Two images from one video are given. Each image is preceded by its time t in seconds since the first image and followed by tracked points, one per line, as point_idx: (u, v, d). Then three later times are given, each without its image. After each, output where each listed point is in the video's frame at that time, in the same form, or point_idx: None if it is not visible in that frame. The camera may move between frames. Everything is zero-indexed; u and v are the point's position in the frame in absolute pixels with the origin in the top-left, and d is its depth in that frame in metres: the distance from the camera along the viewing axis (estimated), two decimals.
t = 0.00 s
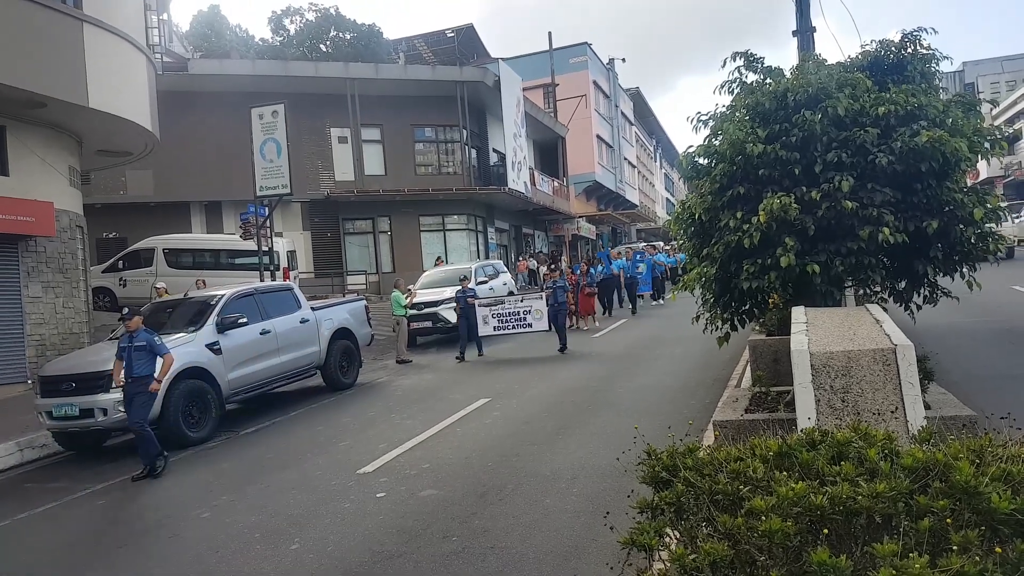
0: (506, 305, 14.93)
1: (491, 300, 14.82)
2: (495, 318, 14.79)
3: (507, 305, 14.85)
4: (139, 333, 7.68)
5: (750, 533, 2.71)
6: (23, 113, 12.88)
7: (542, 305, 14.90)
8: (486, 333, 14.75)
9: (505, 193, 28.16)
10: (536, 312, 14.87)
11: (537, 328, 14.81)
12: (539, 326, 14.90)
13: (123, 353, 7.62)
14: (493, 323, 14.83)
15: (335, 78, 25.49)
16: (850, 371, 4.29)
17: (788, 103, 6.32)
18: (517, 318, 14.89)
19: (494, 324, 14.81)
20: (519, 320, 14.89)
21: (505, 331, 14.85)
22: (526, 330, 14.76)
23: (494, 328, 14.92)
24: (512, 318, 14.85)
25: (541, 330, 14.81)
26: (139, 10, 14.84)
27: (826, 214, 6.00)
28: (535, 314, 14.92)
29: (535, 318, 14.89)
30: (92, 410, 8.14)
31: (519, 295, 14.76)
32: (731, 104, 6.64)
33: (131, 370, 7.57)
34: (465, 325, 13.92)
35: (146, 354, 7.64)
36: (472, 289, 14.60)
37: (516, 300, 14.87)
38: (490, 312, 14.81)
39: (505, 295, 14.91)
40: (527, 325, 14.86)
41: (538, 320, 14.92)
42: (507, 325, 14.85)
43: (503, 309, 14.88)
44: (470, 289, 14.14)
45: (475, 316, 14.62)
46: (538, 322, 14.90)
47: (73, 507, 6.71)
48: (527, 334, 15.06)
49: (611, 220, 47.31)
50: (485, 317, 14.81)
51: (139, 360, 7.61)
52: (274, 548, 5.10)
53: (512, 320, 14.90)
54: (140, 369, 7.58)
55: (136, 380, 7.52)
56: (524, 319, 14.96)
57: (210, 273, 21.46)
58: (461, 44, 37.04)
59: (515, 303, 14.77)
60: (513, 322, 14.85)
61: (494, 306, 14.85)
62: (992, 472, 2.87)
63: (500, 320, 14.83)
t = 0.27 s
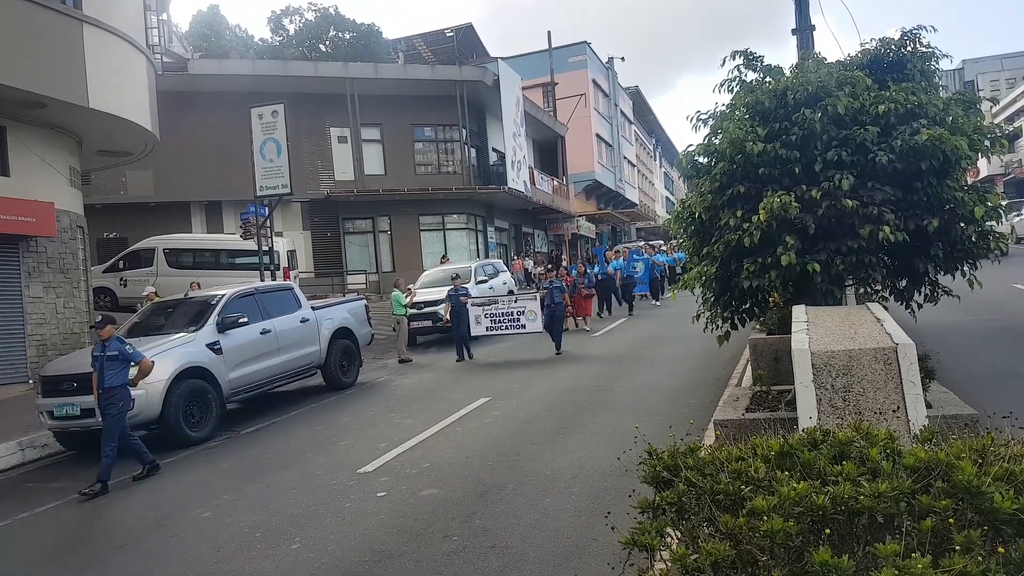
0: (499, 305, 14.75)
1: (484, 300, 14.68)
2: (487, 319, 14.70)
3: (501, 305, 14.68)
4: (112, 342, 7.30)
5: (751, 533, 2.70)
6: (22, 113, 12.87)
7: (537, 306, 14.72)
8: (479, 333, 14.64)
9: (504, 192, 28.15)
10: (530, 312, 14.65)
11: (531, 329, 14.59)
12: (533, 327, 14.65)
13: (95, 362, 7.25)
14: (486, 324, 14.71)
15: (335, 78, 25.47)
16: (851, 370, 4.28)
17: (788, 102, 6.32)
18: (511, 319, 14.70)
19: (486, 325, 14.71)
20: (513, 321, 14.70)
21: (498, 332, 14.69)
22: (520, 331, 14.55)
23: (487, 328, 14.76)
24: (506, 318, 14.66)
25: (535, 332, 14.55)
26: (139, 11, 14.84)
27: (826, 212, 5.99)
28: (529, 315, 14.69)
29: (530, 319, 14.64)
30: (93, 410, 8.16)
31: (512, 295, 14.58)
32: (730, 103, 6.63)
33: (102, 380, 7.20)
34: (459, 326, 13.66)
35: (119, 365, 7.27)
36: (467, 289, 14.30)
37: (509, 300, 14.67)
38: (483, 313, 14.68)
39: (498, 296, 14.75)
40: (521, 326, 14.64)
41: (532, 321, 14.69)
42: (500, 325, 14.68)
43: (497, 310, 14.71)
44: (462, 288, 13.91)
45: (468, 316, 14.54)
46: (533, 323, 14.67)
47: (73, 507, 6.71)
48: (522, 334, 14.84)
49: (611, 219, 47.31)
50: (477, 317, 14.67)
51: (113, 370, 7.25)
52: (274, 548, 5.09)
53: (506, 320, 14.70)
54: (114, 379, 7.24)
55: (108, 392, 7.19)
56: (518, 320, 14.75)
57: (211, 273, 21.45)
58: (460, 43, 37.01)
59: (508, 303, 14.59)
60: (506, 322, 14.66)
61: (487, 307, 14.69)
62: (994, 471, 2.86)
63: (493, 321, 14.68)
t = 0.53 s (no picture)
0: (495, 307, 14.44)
1: (480, 303, 14.31)
2: (484, 322, 14.36)
3: (497, 308, 14.36)
4: (82, 342, 6.95)
5: (754, 534, 2.70)
6: (27, 113, 12.90)
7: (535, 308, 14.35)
8: (475, 337, 14.33)
9: (507, 192, 28.17)
10: (528, 315, 14.35)
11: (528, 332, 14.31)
12: (530, 329, 14.37)
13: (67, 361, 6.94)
14: (483, 327, 14.39)
15: (338, 78, 25.51)
16: (854, 371, 4.28)
17: (791, 102, 6.31)
18: (508, 321, 14.39)
19: (483, 328, 14.37)
20: (510, 324, 14.39)
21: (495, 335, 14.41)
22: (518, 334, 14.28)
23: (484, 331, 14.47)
24: (502, 321, 14.37)
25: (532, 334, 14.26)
26: (143, 11, 14.86)
27: (829, 213, 5.99)
28: (526, 317, 14.35)
29: (527, 321, 14.37)
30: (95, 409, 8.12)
31: (508, 297, 14.27)
32: (733, 103, 6.63)
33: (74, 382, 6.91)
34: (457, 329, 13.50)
35: (90, 365, 6.93)
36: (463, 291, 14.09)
37: (506, 302, 14.35)
38: (479, 316, 14.34)
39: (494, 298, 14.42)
40: (518, 328, 14.35)
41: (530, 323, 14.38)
42: (497, 328, 14.38)
43: (492, 312, 14.40)
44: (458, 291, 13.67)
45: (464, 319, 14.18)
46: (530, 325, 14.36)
47: (76, 506, 6.72)
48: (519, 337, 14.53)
49: (613, 220, 47.32)
50: (473, 320, 14.37)
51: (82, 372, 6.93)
52: (277, 547, 5.09)
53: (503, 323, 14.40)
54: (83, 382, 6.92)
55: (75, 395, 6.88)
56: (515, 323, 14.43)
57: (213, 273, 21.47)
58: (463, 44, 37.03)
59: (505, 306, 14.27)
60: (503, 325, 14.36)
61: (483, 309, 14.38)
62: (998, 473, 2.85)
63: (490, 324, 14.36)
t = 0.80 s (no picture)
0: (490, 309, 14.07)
1: (475, 305, 13.99)
2: (478, 323, 14.04)
3: (492, 309, 14.02)
4: (50, 352, 6.68)
5: (756, 533, 2.70)
6: (30, 113, 12.92)
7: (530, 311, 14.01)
8: (469, 338, 14.00)
9: (509, 191, 28.17)
10: (523, 317, 14.02)
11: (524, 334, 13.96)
12: (526, 331, 14.02)
13: (33, 374, 6.66)
14: (477, 329, 14.07)
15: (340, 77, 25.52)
16: (856, 370, 4.28)
17: (793, 101, 6.30)
18: (503, 323, 14.06)
19: (477, 329, 14.04)
20: (505, 326, 14.06)
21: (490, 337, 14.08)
22: (513, 336, 13.95)
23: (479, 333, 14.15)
24: (497, 323, 14.05)
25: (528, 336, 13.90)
26: (146, 11, 14.89)
27: (832, 211, 5.98)
28: (522, 319, 14.00)
29: (523, 323, 14.03)
30: (98, 408, 8.11)
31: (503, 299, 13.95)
32: (735, 102, 6.63)
33: (41, 394, 6.63)
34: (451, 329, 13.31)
35: (58, 378, 6.65)
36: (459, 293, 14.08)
37: (501, 304, 14.03)
38: (473, 317, 14.02)
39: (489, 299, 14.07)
40: (513, 330, 14.02)
41: (525, 326, 14.04)
42: (492, 330, 14.05)
43: (487, 314, 14.03)
44: (454, 292, 13.59)
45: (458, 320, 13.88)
46: (526, 327, 14.01)
47: (80, 505, 6.74)
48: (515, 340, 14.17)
49: (616, 219, 47.31)
50: (468, 322, 14.05)
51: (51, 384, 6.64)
52: (279, 546, 5.11)
53: (498, 325, 14.07)
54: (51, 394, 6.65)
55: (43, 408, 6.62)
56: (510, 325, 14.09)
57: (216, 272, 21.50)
58: (465, 43, 37.03)
59: (500, 307, 13.94)
60: (498, 327, 14.04)
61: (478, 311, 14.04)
62: (999, 472, 2.86)
63: (484, 325, 14.03)
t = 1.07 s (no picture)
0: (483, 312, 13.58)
1: (469, 308, 13.42)
2: (472, 327, 13.45)
3: (487, 312, 13.51)
4: (14, 355, 6.52)
5: (757, 533, 2.71)
6: (29, 114, 12.92)
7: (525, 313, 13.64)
8: (463, 342, 13.36)
9: (509, 192, 28.18)
10: (517, 319, 13.64)
11: (518, 337, 13.61)
12: (519, 335, 13.70)
13: None
14: (471, 332, 13.48)
15: (341, 78, 25.53)
16: (856, 370, 4.29)
17: (793, 102, 6.31)
18: (497, 326, 13.63)
19: (471, 333, 13.45)
20: (500, 328, 13.62)
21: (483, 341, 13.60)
22: (507, 339, 13.57)
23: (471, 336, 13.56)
24: (492, 326, 13.58)
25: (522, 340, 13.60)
26: (146, 12, 14.90)
27: (831, 212, 5.99)
28: (516, 322, 13.67)
29: (516, 326, 13.68)
30: (98, 410, 8.14)
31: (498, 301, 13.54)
32: (735, 104, 6.64)
33: (4, 399, 6.39)
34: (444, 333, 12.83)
35: (24, 380, 6.48)
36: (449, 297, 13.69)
37: (496, 306, 13.56)
38: (467, 320, 13.41)
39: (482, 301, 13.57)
40: (507, 334, 13.62)
41: (519, 329, 13.67)
42: (486, 334, 13.58)
43: (481, 317, 13.53)
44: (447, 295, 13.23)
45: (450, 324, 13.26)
46: (520, 331, 13.67)
47: (81, 506, 6.75)
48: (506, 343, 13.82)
49: (616, 219, 47.31)
50: (461, 325, 13.40)
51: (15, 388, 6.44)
52: (281, 547, 5.11)
53: (491, 328, 13.61)
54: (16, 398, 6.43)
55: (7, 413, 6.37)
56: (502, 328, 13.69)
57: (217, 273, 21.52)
58: (465, 44, 37.07)
59: (495, 310, 13.46)
60: (493, 330, 13.58)
61: (471, 313, 13.47)
62: (999, 472, 2.86)
63: (478, 329, 13.50)
